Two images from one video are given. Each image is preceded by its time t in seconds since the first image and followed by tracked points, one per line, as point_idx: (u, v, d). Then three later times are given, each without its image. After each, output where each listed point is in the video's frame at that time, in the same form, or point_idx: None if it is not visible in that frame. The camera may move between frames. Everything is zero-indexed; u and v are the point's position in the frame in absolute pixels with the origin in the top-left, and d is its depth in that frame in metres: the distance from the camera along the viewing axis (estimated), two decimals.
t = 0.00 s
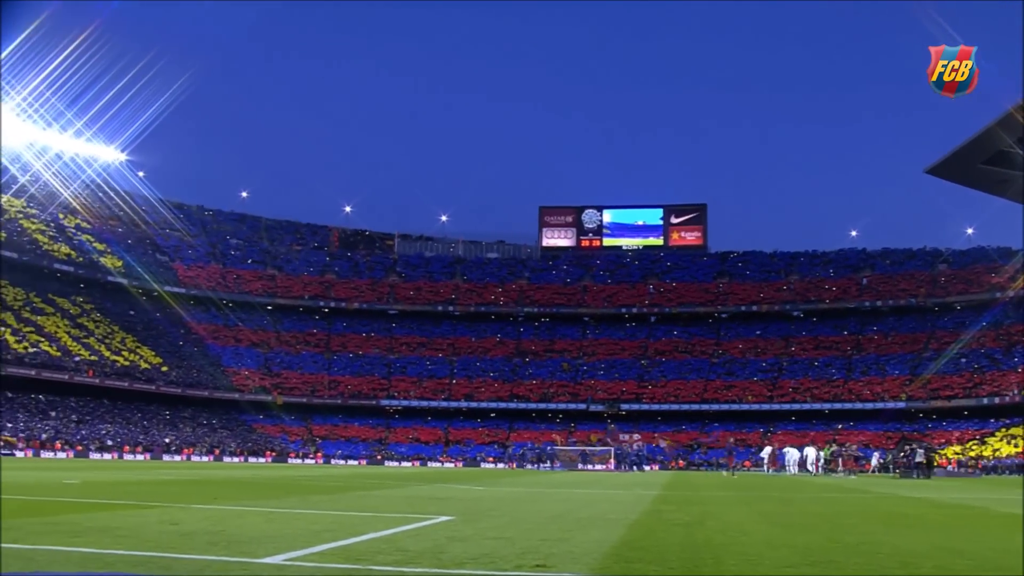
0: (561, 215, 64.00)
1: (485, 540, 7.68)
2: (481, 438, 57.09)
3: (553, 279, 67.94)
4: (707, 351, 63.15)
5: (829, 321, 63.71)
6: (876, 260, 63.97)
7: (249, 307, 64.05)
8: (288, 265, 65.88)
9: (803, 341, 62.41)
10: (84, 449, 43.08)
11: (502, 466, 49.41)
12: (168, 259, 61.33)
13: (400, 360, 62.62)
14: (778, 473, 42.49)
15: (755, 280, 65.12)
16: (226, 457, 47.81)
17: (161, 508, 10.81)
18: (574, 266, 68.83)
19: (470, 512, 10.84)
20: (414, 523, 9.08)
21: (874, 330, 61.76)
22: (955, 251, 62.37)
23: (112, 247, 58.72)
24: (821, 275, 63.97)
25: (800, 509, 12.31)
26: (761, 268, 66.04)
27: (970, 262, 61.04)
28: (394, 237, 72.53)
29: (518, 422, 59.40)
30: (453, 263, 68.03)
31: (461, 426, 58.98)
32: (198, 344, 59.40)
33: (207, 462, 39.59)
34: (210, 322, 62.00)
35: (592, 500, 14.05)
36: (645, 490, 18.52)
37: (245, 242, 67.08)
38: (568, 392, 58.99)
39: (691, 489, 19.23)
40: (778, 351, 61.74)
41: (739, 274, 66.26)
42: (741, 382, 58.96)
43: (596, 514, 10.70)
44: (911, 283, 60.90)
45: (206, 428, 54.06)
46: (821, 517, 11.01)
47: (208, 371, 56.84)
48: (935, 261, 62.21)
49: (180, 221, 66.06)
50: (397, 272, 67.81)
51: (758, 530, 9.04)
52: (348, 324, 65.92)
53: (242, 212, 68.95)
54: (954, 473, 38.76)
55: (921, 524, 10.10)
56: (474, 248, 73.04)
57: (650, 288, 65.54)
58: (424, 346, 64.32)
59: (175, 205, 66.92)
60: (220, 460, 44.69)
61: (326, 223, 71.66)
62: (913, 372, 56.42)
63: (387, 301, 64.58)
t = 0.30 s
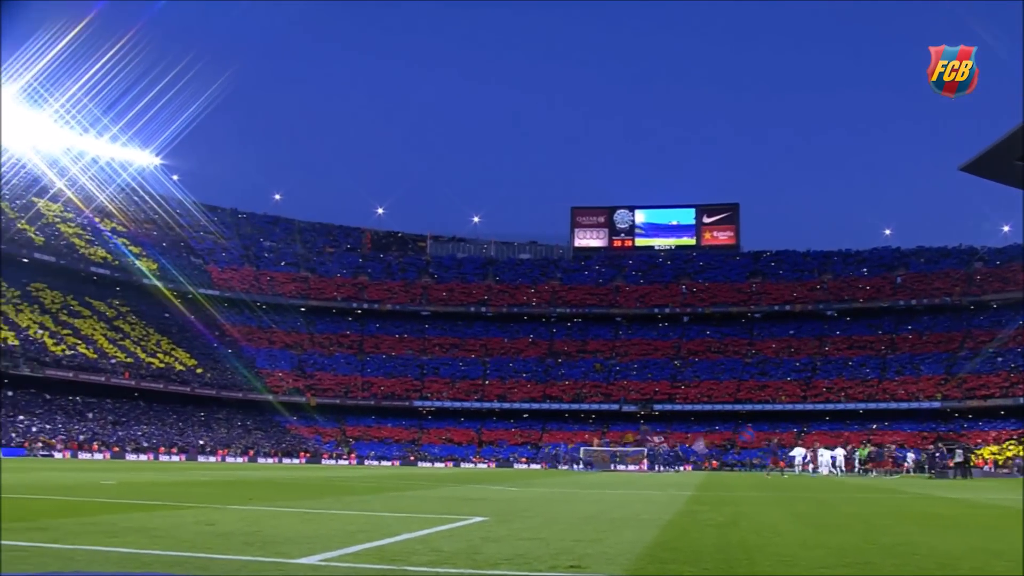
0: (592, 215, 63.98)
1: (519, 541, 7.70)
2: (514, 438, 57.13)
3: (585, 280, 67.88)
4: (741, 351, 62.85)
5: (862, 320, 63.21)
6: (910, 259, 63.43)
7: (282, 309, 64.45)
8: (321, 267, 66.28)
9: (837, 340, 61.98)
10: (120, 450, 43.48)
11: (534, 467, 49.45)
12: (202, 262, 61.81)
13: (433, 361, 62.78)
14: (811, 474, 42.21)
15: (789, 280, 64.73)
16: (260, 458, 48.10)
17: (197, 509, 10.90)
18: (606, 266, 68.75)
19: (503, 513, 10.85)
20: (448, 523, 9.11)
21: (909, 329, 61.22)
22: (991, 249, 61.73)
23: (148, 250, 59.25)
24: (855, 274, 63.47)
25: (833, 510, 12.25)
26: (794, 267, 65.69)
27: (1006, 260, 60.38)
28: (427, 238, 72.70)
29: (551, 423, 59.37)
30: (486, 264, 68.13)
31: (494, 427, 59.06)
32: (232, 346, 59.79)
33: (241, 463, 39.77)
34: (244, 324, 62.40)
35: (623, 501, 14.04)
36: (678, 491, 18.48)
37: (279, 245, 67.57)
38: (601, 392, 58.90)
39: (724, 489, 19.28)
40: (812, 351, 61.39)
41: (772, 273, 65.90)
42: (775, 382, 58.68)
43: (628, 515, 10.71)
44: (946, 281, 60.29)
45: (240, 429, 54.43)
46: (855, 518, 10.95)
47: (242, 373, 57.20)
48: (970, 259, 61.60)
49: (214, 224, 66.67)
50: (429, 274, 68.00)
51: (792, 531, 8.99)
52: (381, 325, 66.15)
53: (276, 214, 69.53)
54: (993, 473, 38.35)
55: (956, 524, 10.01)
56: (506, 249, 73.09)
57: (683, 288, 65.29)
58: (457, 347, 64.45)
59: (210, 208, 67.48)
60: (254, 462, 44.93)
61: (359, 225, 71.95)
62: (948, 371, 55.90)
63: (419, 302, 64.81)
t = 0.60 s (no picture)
0: (622, 215, 63.85)
1: (550, 541, 7.70)
2: (544, 439, 57.11)
3: (615, 280, 67.78)
4: (771, 351, 62.53)
5: (894, 320, 62.73)
6: (942, 257, 62.94)
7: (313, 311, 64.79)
8: (351, 268, 66.60)
9: (869, 340, 61.52)
10: (152, 451, 43.82)
11: (564, 468, 49.49)
12: (234, 264, 62.28)
13: (463, 362, 62.92)
14: (842, 474, 41.94)
15: (820, 279, 64.34)
16: (291, 459, 48.35)
17: (230, 510, 10.98)
18: (636, 266, 68.62)
19: (535, 513, 10.82)
20: (479, 525, 9.11)
21: (942, 327, 60.75)
22: None
23: (180, 254, 59.72)
24: (886, 273, 62.95)
25: (866, 511, 12.17)
26: (825, 267, 65.31)
27: None
28: (457, 239, 72.82)
29: (581, 424, 59.29)
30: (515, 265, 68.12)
31: (524, 428, 59.08)
32: (263, 347, 60.11)
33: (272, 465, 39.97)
34: (274, 326, 62.73)
35: (656, 501, 14.00)
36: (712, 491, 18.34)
37: (309, 247, 67.93)
38: (631, 393, 58.77)
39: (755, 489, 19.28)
40: (843, 351, 61.00)
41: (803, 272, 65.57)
42: (806, 382, 58.35)
43: (659, 516, 10.66)
44: (979, 279, 59.72)
45: (272, 431, 54.76)
46: (889, 518, 10.85)
47: (273, 374, 57.51)
48: (1004, 257, 60.97)
49: (244, 226, 67.16)
50: (460, 275, 68.12)
51: (824, 531, 8.93)
52: (411, 326, 66.30)
53: (306, 216, 70.04)
54: None
55: (991, 525, 9.92)
56: (536, 250, 73.07)
57: (713, 288, 65.01)
58: (487, 348, 64.53)
59: (241, 211, 68.00)
60: (284, 462, 45.15)
61: (389, 227, 72.20)
62: (981, 371, 55.41)
63: (449, 303, 64.99)
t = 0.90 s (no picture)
0: (657, 215, 63.63)
1: (587, 543, 7.69)
2: (580, 440, 57.03)
3: (650, 280, 67.60)
4: (808, 351, 62.11)
5: (932, 318, 62.16)
6: (981, 255, 62.32)
7: (349, 312, 65.13)
8: (386, 270, 66.85)
9: (907, 339, 60.95)
10: (191, 452, 44.24)
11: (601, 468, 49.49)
12: (270, 267, 62.79)
13: (498, 363, 62.97)
14: (881, 475, 41.60)
15: (856, 278, 63.81)
16: (328, 460, 48.59)
17: (268, 511, 11.04)
18: (672, 266, 68.39)
19: (571, 514, 10.81)
20: (515, 526, 9.11)
21: (980, 326, 60.14)
22: None
23: (217, 257, 60.19)
24: (924, 271, 62.35)
25: (906, 511, 12.05)
26: (861, 265, 64.76)
27: None
28: (491, 241, 72.91)
29: (617, 425, 59.18)
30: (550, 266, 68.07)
31: (560, 428, 59.03)
32: (300, 349, 60.40)
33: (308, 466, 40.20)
34: (310, 327, 63.06)
35: (694, 501, 13.94)
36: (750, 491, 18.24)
37: (345, 248, 68.26)
38: (666, 394, 58.56)
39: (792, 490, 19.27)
40: (880, 350, 60.47)
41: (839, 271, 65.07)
42: (843, 382, 57.91)
43: (697, 517, 10.59)
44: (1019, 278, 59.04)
45: (309, 432, 55.07)
46: (930, 519, 10.74)
47: (310, 376, 57.85)
48: None
49: (280, 229, 67.60)
50: (495, 276, 68.18)
51: (863, 532, 8.85)
52: (446, 327, 66.44)
53: (341, 219, 70.41)
54: None
55: None
56: (571, 250, 73.00)
57: (748, 288, 64.68)
58: (523, 349, 64.58)
59: (277, 214, 68.44)
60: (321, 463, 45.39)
61: (424, 229, 72.38)
62: (1022, 370, 54.77)
63: (484, 305, 65.09)
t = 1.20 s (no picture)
0: (687, 215, 63.42)
1: (619, 543, 7.68)
2: (611, 440, 56.94)
3: (680, 280, 67.38)
4: (840, 351, 61.71)
5: (965, 317, 61.67)
6: (1015, 253, 61.76)
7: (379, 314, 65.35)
8: (416, 271, 67.00)
9: (940, 339, 60.45)
10: (224, 453, 44.54)
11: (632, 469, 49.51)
12: (301, 269, 63.14)
13: (529, 363, 62.95)
14: (916, 475, 41.28)
15: (888, 277, 63.32)
16: (359, 461, 48.78)
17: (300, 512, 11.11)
18: (702, 265, 68.15)
19: (603, 514, 10.80)
20: (547, 527, 9.12)
21: (1014, 325, 59.60)
22: None
23: (248, 259, 60.58)
24: (957, 270, 61.85)
25: (939, 512, 11.97)
26: (893, 264, 64.26)
27: None
28: (521, 241, 72.93)
29: (647, 425, 59.05)
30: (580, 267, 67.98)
31: (591, 429, 58.94)
32: (331, 351, 60.59)
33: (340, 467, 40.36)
34: (341, 328, 63.28)
35: (726, 501, 13.92)
36: (782, 492, 18.21)
37: (375, 249, 68.52)
38: (697, 394, 58.33)
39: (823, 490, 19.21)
40: (913, 349, 60.01)
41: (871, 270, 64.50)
42: (875, 382, 57.46)
43: (730, 517, 10.55)
44: None
45: (340, 433, 55.31)
46: (965, 519, 10.66)
47: (341, 377, 58.12)
48: None
49: (311, 231, 67.94)
50: (525, 276, 68.18)
51: (897, 533, 8.80)
52: (477, 328, 66.54)
53: (371, 220, 70.69)
54: None
55: None
56: (601, 251, 72.92)
57: (779, 287, 64.32)
58: (553, 350, 64.58)
59: (308, 216, 68.79)
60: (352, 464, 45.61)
61: (454, 230, 72.51)
62: None
63: (515, 305, 65.15)
